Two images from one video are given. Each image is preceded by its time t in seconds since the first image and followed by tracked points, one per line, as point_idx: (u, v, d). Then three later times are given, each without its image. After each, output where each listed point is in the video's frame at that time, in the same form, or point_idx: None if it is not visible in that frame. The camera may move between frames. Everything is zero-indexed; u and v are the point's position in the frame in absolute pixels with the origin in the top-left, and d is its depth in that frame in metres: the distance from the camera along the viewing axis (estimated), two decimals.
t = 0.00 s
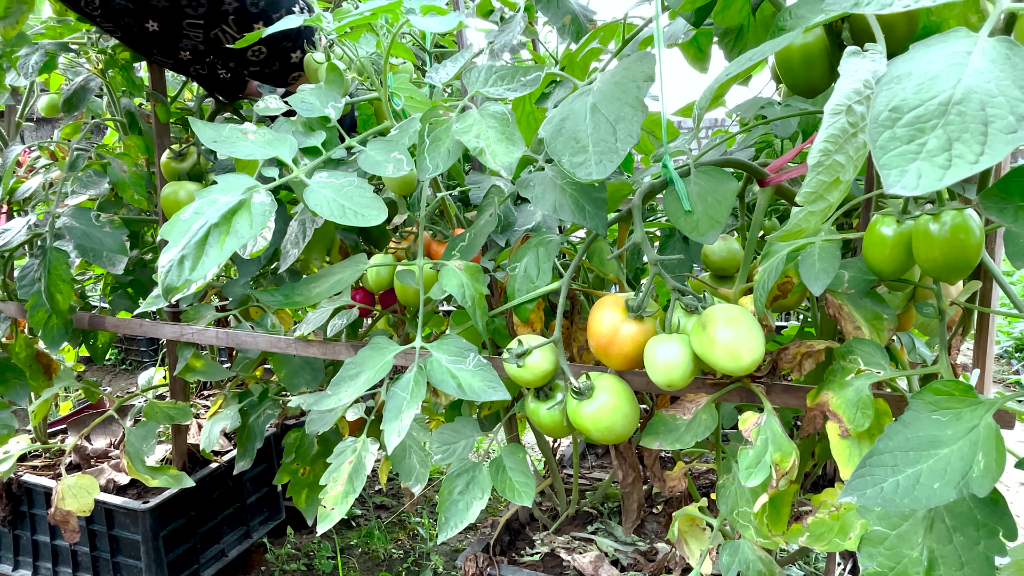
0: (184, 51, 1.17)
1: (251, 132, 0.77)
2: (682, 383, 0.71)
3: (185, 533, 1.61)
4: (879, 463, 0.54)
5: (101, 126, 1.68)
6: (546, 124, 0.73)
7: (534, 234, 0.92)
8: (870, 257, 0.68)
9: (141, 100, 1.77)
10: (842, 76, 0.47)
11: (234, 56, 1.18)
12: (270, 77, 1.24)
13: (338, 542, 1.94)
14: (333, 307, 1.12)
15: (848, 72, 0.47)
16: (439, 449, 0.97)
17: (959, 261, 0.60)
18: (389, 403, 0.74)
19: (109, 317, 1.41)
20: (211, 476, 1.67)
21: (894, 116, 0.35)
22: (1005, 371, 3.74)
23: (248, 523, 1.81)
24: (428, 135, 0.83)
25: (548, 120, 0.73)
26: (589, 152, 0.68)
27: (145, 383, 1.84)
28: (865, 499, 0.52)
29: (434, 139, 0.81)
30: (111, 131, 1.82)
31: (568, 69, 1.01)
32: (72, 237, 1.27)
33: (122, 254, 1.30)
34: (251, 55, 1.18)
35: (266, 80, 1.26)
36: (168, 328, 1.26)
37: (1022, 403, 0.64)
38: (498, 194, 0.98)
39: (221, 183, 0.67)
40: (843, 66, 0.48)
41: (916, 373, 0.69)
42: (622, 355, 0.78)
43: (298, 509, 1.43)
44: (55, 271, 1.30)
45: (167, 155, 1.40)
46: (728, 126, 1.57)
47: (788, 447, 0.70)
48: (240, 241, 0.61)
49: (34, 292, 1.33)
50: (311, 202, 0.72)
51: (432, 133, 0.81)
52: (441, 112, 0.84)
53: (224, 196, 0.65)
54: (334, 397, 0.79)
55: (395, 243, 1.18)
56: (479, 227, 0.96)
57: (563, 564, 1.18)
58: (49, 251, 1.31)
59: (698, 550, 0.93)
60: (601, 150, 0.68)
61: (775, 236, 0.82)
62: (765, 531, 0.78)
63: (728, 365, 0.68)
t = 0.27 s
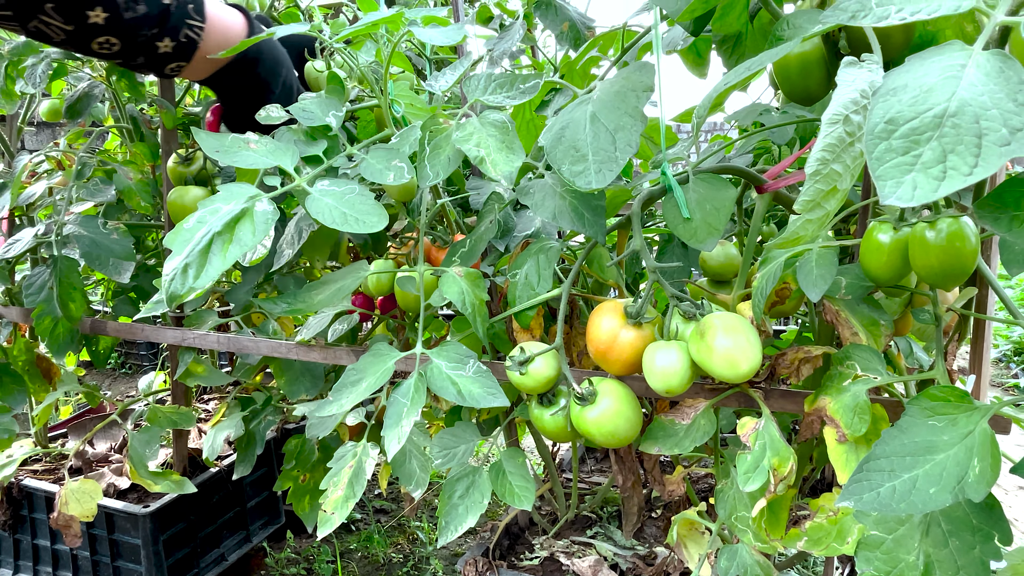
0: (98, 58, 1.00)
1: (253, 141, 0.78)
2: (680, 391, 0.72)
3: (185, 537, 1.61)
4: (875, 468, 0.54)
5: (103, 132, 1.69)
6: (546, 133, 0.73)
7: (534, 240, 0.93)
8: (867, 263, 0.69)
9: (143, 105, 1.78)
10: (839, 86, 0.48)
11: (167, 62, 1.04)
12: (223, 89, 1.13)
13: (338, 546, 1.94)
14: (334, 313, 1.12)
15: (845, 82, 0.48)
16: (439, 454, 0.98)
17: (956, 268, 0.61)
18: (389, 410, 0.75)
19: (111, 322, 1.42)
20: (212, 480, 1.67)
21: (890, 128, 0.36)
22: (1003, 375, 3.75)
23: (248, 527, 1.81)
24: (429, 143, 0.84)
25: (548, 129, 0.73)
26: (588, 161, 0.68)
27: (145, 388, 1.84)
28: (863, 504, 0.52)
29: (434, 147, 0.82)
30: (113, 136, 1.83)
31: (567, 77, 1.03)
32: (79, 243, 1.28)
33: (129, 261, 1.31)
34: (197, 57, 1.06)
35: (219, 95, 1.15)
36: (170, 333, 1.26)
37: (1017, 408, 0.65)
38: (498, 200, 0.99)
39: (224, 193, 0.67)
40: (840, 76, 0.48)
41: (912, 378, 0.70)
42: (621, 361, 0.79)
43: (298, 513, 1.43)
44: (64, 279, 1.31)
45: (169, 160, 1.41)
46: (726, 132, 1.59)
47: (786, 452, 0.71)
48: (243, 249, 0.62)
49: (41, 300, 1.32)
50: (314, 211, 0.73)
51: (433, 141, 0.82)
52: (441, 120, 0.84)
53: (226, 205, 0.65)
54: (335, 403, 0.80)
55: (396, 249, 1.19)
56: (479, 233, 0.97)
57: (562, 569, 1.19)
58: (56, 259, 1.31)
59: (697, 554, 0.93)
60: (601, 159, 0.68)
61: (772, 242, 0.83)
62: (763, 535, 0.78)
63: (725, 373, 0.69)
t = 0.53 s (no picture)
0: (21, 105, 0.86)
1: (255, 147, 0.79)
2: (679, 395, 0.72)
3: (184, 542, 1.61)
4: (872, 473, 0.54)
5: (105, 137, 1.70)
6: (545, 140, 0.74)
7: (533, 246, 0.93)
8: (863, 268, 0.69)
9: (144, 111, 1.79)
10: (832, 95, 0.48)
11: (97, 113, 0.88)
12: (169, 145, 0.97)
13: (337, 550, 1.94)
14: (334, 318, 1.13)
15: (840, 92, 0.48)
16: (439, 459, 0.98)
17: (950, 274, 0.61)
18: (388, 415, 0.75)
19: (112, 328, 1.42)
20: (211, 484, 1.67)
21: (884, 140, 0.36)
22: (1001, 379, 3.75)
23: (247, 532, 1.81)
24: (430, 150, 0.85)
25: (546, 136, 0.74)
26: (587, 168, 0.69)
27: (144, 393, 1.84)
28: (859, 510, 0.53)
29: (436, 155, 0.82)
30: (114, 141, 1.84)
31: (565, 84, 1.03)
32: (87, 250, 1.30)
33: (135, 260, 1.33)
34: (135, 108, 0.90)
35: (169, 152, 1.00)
36: (171, 338, 1.27)
37: (1012, 414, 0.66)
38: (498, 206, 0.99)
39: (228, 199, 0.68)
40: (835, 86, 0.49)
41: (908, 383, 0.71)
42: (620, 366, 0.79)
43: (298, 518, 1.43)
44: (72, 284, 1.32)
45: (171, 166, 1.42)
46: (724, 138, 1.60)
47: (784, 457, 0.72)
48: (247, 258, 0.63)
49: (47, 308, 1.33)
50: (316, 218, 0.73)
51: (435, 149, 0.82)
52: (444, 127, 0.84)
53: (231, 212, 0.65)
54: (335, 406, 0.80)
55: (396, 254, 1.19)
56: (479, 239, 0.97)
57: (562, 573, 1.19)
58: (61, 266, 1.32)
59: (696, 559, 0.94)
60: (599, 165, 0.69)
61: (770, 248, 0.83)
62: (761, 540, 0.78)
63: (723, 377, 0.69)
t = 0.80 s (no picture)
0: None
1: (263, 153, 0.79)
2: (681, 403, 0.73)
3: (184, 547, 1.61)
4: (872, 482, 0.55)
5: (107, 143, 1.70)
6: (547, 150, 0.74)
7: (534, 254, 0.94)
8: (862, 277, 0.70)
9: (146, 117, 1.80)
10: (832, 111, 0.49)
11: (45, 175, 0.89)
12: (132, 202, 0.97)
13: (337, 556, 1.93)
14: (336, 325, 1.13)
15: (839, 106, 0.49)
16: (440, 465, 0.98)
17: (948, 284, 0.62)
18: (390, 420, 0.75)
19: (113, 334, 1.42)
20: (212, 490, 1.67)
21: (890, 155, 0.37)
22: (1001, 383, 3.76)
23: (247, 537, 1.81)
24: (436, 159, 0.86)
25: (549, 146, 0.75)
26: (590, 178, 0.70)
27: (145, 398, 1.84)
28: (861, 519, 0.53)
29: (443, 163, 0.82)
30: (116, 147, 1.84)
31: (566, 93, 1.04)
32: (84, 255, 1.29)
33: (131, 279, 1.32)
34: (85, 167, 0.91)
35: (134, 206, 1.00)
36: (173, 345, 1.27)
37: (1011, 422, 0.66)
38: (499, 214, 1.00)
39: (237, 207, 0.69)
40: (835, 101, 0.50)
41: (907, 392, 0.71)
42: (622, 373, 0.80)
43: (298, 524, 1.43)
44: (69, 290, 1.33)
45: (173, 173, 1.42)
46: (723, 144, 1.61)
47: (783, 464, 0.72)
48: (257, 264, 0.63)
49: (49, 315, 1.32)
50: (324, 226, 0.74)
51: (442, 157, 0.83)
52: (450, 137, 0.87)
53: (241, 219, 0.67)
54: (335, 411, 0.79)
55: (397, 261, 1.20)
56: (481, 247, 0.98)
57: None
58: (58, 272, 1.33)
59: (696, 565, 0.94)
60: (602, 176, 0.69)
61: (770, 256, 0.84)
62: (762, 546, 0.79)
63: (725, 385, 0.69)
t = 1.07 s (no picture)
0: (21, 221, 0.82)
1: (266, 159, 0.80)
2: (679, 407, 0.74)
3: (186, 551, 1.61)
4: (869, 485, 0.56)
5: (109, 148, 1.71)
6: (547, 156, 0.75)
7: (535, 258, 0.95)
8: (861, 283, 0.71)
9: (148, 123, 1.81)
10: (827, 119, 0.50)
11: (102, 219, 0.84)
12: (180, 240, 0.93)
13: (338, 559, 1.94)
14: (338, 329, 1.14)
15: (834, 116, 0.50)
16: (441, 469, 0.99)
17: (945, 289, 0.62)
18: (398, 421, 0.75)
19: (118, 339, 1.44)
20: (213, 493, 1.68)
21: (879, 165, 0.38)
22: (1000, 386, 3.77)
23: (249, 541, 1.82)
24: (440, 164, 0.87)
25: (549, 153, 0.75)
26: (590, 185, 0.70)
27: (146, 402, 1.85)
28: (856, 521, 0.54)
29: (446, 168, 0.84)
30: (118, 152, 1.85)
31: (566, 99, 1.05)
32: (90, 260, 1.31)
33: (140, 292, 1.33)
34: (139, 209, 0.87)
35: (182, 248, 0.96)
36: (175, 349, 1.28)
37: (1007, 426, 0.67)
38: (500, 220, 1.00)
39: (242, 211, 0.69)
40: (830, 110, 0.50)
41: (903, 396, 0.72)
42: (620, 377, 0.80)
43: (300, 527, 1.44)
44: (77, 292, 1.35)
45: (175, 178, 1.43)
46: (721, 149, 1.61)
47: (782, 468, 0.73)
48: (262, 268, 0.64)
49: (55, 320, 1.34)
50: (328, 229, 0.75)
51: (444, 163, 0.84)
52: (453, 142, 0.88)
53: (246, 223, 0.67)
54: (340, 412, 0.80)
55: (399, 265, 1.21)
56: (481, 252, 0.99)
57: None
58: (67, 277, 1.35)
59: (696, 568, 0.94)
60: (601, 183, 0.70)
61: (768, 261, 0.84)
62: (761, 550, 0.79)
63: (722, 391, 0.70)
